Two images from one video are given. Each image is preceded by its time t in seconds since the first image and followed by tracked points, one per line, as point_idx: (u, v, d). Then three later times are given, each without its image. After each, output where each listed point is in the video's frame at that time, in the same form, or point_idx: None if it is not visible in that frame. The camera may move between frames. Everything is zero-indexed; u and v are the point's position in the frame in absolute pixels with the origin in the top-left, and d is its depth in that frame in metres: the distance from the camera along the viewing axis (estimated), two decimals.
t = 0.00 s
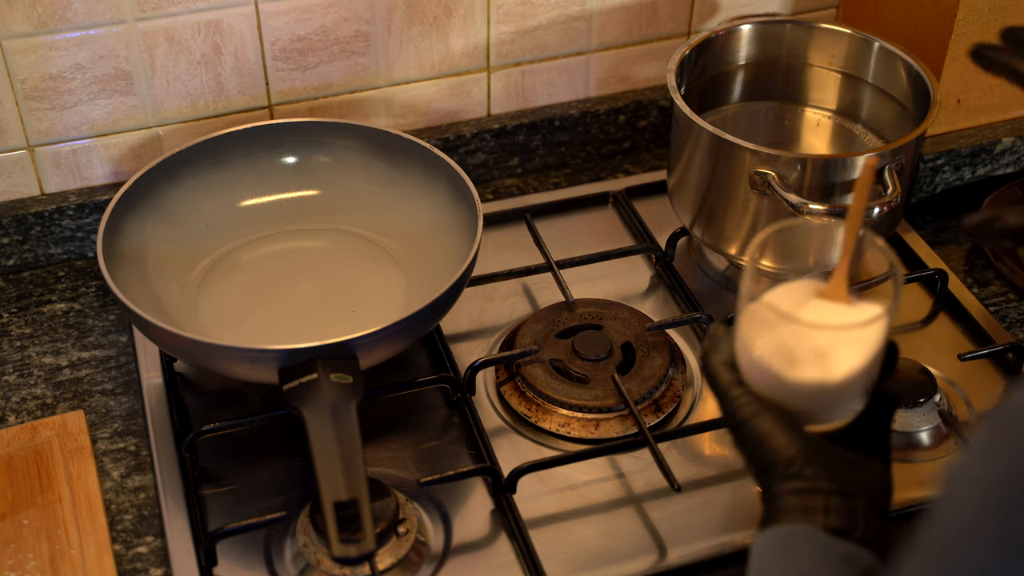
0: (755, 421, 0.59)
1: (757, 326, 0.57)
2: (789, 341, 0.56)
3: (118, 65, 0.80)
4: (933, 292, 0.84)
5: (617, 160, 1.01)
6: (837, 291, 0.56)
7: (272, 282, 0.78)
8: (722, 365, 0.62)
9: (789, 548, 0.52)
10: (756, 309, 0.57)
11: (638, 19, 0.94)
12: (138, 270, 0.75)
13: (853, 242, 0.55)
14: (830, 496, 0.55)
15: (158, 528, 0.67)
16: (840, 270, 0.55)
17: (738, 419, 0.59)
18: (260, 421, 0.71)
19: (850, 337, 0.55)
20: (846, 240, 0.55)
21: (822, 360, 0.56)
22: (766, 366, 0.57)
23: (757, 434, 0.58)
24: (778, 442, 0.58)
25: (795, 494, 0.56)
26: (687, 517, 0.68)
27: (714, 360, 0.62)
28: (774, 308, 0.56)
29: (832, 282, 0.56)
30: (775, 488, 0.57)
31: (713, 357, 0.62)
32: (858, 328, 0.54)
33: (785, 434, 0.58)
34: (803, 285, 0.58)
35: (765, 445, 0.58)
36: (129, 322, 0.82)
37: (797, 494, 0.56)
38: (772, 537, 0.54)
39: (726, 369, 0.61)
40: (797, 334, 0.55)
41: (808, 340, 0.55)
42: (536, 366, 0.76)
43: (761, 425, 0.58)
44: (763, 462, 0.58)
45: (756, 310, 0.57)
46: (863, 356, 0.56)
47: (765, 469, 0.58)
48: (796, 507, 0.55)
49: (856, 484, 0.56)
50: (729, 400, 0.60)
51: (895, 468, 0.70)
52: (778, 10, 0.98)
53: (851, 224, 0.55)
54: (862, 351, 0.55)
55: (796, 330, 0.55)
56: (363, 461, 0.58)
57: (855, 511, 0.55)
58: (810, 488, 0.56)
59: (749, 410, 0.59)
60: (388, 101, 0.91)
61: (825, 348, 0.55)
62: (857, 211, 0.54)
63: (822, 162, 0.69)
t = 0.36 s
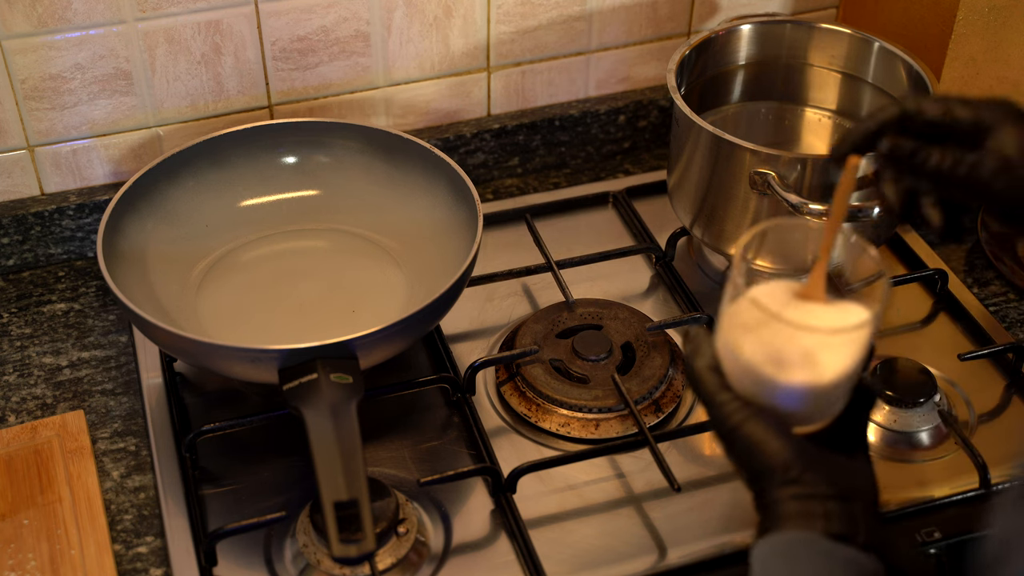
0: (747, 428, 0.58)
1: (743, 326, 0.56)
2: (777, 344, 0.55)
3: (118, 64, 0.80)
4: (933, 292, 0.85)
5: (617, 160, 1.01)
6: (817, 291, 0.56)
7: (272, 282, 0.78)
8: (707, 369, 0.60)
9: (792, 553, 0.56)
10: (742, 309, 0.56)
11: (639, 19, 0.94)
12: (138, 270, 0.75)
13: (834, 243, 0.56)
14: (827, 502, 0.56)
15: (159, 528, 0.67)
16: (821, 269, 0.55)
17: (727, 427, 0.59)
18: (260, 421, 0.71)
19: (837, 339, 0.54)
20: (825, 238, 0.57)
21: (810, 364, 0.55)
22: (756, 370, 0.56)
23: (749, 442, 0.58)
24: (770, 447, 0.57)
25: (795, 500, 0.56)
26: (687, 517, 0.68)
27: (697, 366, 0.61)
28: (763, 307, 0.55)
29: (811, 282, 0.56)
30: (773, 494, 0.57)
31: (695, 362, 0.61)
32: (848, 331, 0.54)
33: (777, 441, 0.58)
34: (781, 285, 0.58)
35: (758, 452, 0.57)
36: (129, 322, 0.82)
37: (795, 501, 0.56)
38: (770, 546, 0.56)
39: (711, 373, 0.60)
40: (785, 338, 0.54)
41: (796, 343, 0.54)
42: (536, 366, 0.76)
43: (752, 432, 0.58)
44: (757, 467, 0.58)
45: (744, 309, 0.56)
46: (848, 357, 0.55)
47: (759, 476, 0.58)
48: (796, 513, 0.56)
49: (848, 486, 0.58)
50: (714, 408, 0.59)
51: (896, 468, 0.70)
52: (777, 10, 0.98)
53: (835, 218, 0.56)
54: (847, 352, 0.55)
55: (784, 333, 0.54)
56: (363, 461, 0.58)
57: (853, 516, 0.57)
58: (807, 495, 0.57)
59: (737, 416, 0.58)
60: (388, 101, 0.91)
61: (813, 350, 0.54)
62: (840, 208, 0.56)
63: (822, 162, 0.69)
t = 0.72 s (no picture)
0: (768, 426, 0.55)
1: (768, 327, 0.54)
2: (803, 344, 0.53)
3: (118, 65, 0.80)
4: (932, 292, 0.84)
5: (617, 160, 1.01)
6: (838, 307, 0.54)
7: (272, 282, 0.78)
8: (727, 369, 0.57)
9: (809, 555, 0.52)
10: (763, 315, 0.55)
11: (639, 19, 0.94)
12: (138, 270, 0.75)
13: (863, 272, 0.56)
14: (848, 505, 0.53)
15: (159, 528, 0.67)
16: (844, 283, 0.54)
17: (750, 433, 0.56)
18: (260, 421, 0.71)
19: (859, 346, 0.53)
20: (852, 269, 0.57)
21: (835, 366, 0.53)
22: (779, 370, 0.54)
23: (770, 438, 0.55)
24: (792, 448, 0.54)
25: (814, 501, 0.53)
26: (687, 517, 0.68)
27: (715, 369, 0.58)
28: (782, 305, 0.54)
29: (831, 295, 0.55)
30: (792, 494, 0.54)
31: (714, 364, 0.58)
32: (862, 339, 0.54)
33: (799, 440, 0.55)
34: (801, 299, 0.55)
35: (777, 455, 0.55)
36: (129, 322, 0.82)
37: (816, 501, 0.53)
38: (786, 548, 0.52)
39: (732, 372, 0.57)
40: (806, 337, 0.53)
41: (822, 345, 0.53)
42: (536, 366, 0.76)
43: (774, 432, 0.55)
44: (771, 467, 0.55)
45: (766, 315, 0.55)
46: (874, 365, 0.53)
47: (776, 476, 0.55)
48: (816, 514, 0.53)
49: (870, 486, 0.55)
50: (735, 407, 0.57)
51: (896, 467, 0.70)
52: (778, 10, 0.98)
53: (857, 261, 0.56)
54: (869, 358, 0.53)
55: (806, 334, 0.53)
56: (363, 461, 0.58)
57: (873, 520, 0.53)
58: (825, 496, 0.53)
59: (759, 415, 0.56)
60: (388, 101, 0.91)
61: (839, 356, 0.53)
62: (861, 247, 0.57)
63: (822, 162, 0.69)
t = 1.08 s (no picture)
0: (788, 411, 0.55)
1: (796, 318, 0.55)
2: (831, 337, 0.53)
3: (118, 64, 0.80)
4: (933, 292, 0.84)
5: (617, 160, 1.01)
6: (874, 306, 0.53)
7: (272, 282, 0.78)
8: (751, 355, 0.58)
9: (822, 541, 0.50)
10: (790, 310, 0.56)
11: (638, 19, 0.94)
12: (138, 270, 0.75)
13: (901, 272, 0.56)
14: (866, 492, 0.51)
15: (159, 528, 0.67)
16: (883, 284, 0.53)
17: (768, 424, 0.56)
18: (260, 421, 0.71)
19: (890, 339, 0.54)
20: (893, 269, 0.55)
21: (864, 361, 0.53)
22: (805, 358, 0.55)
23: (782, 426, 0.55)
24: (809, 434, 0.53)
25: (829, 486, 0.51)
26: (686, 517, 0.68)
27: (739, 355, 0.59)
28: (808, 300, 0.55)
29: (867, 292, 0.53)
30: (809, 479, 0.52)
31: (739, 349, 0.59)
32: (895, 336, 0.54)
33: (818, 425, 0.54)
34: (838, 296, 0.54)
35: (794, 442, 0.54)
36: (129, 322, 0.82)
37: (831, 486, 0.51)
38: (799, 530, 0.51)
39: (756, 358, 0.58)
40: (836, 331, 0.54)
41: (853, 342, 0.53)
42: (536, 366, 0.76)
43: (792, 417, 0.54)
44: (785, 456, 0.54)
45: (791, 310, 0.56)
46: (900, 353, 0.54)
47: (792, 462, 0.53)
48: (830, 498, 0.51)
49: (889, 476, 0.52)
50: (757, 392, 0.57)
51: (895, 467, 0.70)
52: (778, 10, 0.98)
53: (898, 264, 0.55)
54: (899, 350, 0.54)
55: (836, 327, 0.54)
56: (363, 461, 0.58)
57: (890, 507, 0.51)
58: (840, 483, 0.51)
59: (781, 401, 0.55)
60: (388, 101, 0.91)
61: (870, 348, 0.53)
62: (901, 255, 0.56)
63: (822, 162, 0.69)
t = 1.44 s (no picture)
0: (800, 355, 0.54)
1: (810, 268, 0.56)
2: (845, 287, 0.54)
3: (118, 64, 0.80)
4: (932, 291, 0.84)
5: (617, 160, 1.01)
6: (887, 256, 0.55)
7: (272, 281, 0.78)
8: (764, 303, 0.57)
9: (822, 488, 0.46)
10: (804, 257, 0.57)
11: (638, 19, 0.94)
12: (139, 270, 0.75)
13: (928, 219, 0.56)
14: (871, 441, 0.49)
15: (159, 528, 0.67)
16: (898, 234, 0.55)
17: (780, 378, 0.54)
18: (260, 421, 0.71)
19: (900, 293, 0.56)
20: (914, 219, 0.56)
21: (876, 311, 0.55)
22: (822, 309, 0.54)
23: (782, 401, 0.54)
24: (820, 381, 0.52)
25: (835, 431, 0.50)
26: (686, 517, 0.68)
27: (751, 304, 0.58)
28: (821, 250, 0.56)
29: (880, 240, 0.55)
30: (818, 423, 0.51)
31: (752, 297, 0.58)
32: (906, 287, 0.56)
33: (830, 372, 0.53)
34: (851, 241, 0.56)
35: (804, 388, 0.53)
36: (129, 322, 0.82)
37: (838, 431, 0.50)
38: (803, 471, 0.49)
39: (769, 307, 0.57)
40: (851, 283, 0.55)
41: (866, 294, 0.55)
42: (536, 366, 0.76)
43: (803, 362, 0.53)
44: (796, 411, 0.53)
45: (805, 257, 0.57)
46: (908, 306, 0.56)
47: (802, 408, 0.52)
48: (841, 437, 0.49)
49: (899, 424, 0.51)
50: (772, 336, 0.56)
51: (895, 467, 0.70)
52: (778, 10, 0.98)
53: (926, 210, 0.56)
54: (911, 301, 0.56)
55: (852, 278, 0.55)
56: (363, 461, 0.58)
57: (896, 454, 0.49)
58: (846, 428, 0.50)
59: (793, 346, 0.54)
60: (388, 101, 0.91)
61: (881, 302, 0.55)
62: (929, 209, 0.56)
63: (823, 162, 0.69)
